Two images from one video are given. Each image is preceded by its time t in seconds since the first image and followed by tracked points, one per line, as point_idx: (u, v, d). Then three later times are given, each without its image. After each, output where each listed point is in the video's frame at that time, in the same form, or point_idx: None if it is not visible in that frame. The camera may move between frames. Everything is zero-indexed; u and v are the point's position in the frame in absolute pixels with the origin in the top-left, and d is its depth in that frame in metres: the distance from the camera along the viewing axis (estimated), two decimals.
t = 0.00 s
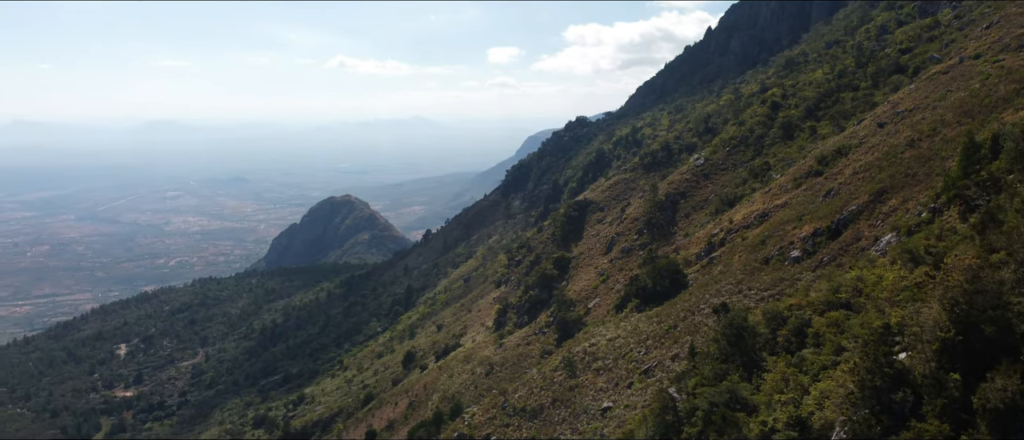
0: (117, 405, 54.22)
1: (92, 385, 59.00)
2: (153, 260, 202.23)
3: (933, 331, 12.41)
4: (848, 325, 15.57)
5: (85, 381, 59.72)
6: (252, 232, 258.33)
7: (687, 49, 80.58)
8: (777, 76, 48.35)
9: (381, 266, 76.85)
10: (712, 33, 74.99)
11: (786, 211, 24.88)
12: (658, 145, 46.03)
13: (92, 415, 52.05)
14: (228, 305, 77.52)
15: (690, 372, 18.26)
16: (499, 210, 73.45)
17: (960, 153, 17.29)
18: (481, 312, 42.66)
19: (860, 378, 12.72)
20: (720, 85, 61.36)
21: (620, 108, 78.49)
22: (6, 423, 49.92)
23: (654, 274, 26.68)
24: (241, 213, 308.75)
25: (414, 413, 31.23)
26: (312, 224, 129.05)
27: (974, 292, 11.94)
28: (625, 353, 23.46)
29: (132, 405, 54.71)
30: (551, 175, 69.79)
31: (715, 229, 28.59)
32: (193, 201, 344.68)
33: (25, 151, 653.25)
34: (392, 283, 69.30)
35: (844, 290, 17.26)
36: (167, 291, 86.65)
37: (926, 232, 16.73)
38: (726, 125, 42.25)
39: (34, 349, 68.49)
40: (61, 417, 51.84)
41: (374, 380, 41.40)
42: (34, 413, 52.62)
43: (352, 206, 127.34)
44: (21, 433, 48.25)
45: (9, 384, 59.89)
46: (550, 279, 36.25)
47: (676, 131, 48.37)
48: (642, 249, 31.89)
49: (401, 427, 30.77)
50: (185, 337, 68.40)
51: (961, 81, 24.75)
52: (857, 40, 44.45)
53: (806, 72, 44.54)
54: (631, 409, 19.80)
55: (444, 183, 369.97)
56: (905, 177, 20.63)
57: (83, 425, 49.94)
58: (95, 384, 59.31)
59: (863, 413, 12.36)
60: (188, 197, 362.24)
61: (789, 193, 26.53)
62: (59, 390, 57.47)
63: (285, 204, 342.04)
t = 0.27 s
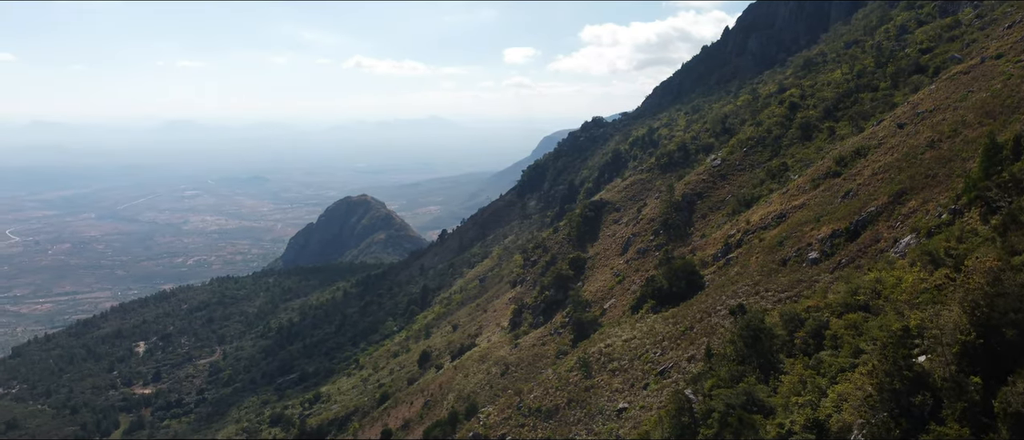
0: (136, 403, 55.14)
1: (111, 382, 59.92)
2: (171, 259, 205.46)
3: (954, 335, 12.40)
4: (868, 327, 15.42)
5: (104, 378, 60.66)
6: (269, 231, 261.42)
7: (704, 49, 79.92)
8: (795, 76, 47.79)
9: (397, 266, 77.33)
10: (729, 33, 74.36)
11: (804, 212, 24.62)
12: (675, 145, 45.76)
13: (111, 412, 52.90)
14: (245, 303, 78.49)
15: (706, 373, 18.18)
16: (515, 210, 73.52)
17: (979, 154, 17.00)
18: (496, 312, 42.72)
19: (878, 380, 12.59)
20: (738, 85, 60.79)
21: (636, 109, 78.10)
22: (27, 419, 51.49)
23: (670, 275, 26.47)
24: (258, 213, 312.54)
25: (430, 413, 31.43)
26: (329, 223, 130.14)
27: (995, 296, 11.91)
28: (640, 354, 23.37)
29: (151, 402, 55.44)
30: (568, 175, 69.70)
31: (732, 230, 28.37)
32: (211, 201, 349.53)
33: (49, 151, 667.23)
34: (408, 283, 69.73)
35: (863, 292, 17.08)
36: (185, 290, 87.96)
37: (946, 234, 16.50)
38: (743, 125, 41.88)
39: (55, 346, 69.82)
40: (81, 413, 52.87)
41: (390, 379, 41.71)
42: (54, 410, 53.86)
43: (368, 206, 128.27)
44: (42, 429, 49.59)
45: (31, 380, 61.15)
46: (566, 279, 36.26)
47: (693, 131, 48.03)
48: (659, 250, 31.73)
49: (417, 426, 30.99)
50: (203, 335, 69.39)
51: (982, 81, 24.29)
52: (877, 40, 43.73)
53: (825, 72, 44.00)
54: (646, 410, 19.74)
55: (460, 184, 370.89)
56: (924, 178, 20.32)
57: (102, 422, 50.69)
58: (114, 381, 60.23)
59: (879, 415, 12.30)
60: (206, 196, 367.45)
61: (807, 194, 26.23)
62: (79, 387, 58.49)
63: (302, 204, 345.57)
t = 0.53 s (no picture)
0: (155, 400, 56.37)
1: (130, 379, 61.29)
2: (190, 258, 208.53)
3: (974, 338, 12.33)
4: (886, 329, 15.27)
5: (124, 375, 62.03)
6: (286, 230, 264.16)
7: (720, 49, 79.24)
8: (814, 76, 47.17)
9: (413, 265, 77.76)
10: (746, 33, 73.66)
11: (822, 213, 24.34)
12: (691, 145, 45.47)
13: (130, 409, 54.52)
14: (262, 302, 79.50)
15: (723, 375, 18.10)
16: (531, 210, 73.53)
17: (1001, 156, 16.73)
18: (512, 312, 42.81)
19: (897, 383, 12.53)
20: (755, 86, 60.24)
21: (653, 109, 77.65)
22: (47, 415, 52.45)
23: (686, 276, 26.41)
24: (275, 212, 316.15)
25: (445, 412, 31.66)
26: (345, 223, 131.18)
27: (1018, 299, 11.79)
28: (656, 355, 23.29)
29: (169, 400, 56.67)
30: (584, 176, 69.55)
31: (750, 230, 28.11)
32: (229, 200, 354.13)
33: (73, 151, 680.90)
34: (424, 282, 70.07)
35: (882, 293, 16.86)
36: (204, 288, 89.33)
37: (966, 236, 16.29)
38: (761, 126, 41.49)
39: (76, 343, 71.15)
40: (100, 410, 54.26)
41: (405, 379, 41.99)
42: (74, 406, 55.02)
43: (385, 206, 129.18)
44: (63, 425, 50.53)
45: (52, 377, 62.42)
46: (582, 280, 36.25)
47: (709, 131, 47.71)
48: (675, 250, 31.58)
49: (432, 425, 31.21)
50: (221, 334, 70.41)
51: (1005, 80, 23.80)
52: (896, 39, 43.02)
53: (843, 72, 43.38)
54: (662, 412, 19.69)
55: (475, 184, 371.63)
56: (945, 179, 20.00)
57: (120, 419, 52.39)
58: (133, 379, 61.58)
59: (900, 419, 12.24)
60: (224, 195, 372.35)
61: (825, 195, 25.92)
62: (99, 384, 59.60)
63: (319, 203, 348.68)
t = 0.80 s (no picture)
0: (173, 397, 57.28)
1: (148, 377, 62.10)
2: (208, 256, 211.65)
3: (996, 341, 12.18)
4: (905, 332, 15.13)
5: (142, 373, 62.88)
6: (303, 230, 266.89)
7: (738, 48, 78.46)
8: (832, 76, 46.54)
9: (429, 265, 78.16)
10: (764, 32, 72.89)
11: (841, 215, 24.05)
12: (708, 146, 45.16)
13: (149, 406, 55.40)
14: (279, 301, 80.47)
15: (740, 377, 18.02)
16: (547, 210, 73.47)
17: None
18: (527, 312, 42.89)
19: (916, 386, 12.43)
20: (773, 86, 59.63)
21: (670, 109, 77.16)
22: (67, 411, 53.65)
23: (703, 277, 26.30)
24: (292, 211, 319.60)
25: (460, 412, 31.85)
26: (362, 222, 132.18)
27: None
28: (673, 356, 23.21)
29: (187, 397, 57.53)
30: (601, 175, 69.34)
31: (767, 231, 27.88)
32: (247, 199, 358.70)
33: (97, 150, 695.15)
34: (439, 282, 70.38)
35: (901, 296, 16.59)
36: (222, 287, 90.57)
37: (988, 238, 16.03)
38: (779, 126, 41.10)
39: (96, 340, 72.49)
40: (119, 407, 55.37)
41: (421, 378, 42.28)
42: (94, 403, 56.07)
43: (401, 205, 130.04)
44: (83, 421, 51.70)
45: (73, 374, 63.49)
46: (598, 280, 36.23)
47: (727, 132, 47.36)
48: (692, 251, 31.41)
49: (447, 425, 31.41)
50: (239, 332, 71.34)
51: None
52: (917, 39, 42.27)
53: (863, 72, 42.75)
54: (678, 413, 19.62)
55: (491, 184, 372.20)
56: (966, 180, 19.65)
57: (139, 416, 53.26)
58: (152, 376, 62.40)
59: (919, 423, 12.15)
60: (242, 195, 377.15)
61: (844, 196, 25.61)
62: (118, 381, 60.47)
63: (335, 202, 351.85)
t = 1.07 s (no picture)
0: (191, 395, 58.21)
1: (167, 374, 62.97)
2: (226, 255, 214.68)
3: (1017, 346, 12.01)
4: (925, 335, 14.93)
5: (161, 370, 63.75)
6: (321, 229, 269.45)
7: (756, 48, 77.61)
8: (851, 76, 45.88)
9: (445, 265, 78.47)
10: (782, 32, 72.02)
11: (860, 216, 23.73)
12: (725, 147, 44.81)
13: (167, 403, 55.98)
14: (296, 300, 81.40)
15: (757, 379, 17.89)
16: (563, 210, 73.45)
17: None
18: (543, 312, 42.93)
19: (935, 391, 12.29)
20: (791, 86, 58.94)
21: (687, 109, 76.70)
22: (87, 408, 54.01)
23: (720, 278, 26.16)
24: (309, 210, 322.88)
25: (476, 412, 32.02)
26: (379, 221, 133.10)
27: None
28: (689, 358, 23.10)
29: (204, 395, 58.41)
30: (617, 175, 69.13)
31: (785, 232, 27.61)
32: (264, 198, 363.13)
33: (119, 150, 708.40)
34: (455, 281, 70.66)
35: (920, 298, 16.35)
36: (239, 286, 91.82)
37: (1010, 240, 15.76)
38: (797, 126, 40.65)
39: (115, 338, 73.66)
40: (139, 404, 56.07)
41: (436, 377, 42.55)
42: (113, 400, 56.44)
43: (417, 205, 130.80)
44: (103, 419, 52.22)
45: (93, 371, 64.39)
46: (614, 281, 36.15)
47: (744, 132, 46.96)
48: (709, 252, 31.22)
49: (463, 424, 31.55)
50: (256, 330, 72.23)
51: None
52: (937, 39, 41.47)
53: (882, 72, 42.07)
54: (695, 415, 19.51)
55: (507, 183, 372.46)
56: (989, 181, 19.27)
57: (158, 413, 54.05)
58: (170, 374, 63.25)
59: (938, 427, 12.02)
60: (260, 194, 381.87)
61: (864, 197, 25.26)
62: (137, 379, 61.30)
63: (352, 202, 354.75)
